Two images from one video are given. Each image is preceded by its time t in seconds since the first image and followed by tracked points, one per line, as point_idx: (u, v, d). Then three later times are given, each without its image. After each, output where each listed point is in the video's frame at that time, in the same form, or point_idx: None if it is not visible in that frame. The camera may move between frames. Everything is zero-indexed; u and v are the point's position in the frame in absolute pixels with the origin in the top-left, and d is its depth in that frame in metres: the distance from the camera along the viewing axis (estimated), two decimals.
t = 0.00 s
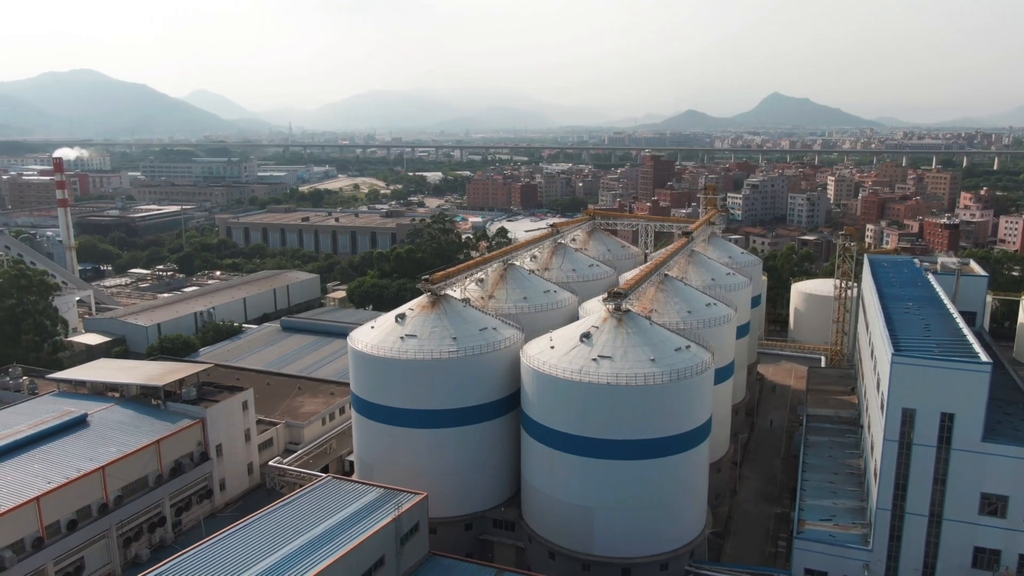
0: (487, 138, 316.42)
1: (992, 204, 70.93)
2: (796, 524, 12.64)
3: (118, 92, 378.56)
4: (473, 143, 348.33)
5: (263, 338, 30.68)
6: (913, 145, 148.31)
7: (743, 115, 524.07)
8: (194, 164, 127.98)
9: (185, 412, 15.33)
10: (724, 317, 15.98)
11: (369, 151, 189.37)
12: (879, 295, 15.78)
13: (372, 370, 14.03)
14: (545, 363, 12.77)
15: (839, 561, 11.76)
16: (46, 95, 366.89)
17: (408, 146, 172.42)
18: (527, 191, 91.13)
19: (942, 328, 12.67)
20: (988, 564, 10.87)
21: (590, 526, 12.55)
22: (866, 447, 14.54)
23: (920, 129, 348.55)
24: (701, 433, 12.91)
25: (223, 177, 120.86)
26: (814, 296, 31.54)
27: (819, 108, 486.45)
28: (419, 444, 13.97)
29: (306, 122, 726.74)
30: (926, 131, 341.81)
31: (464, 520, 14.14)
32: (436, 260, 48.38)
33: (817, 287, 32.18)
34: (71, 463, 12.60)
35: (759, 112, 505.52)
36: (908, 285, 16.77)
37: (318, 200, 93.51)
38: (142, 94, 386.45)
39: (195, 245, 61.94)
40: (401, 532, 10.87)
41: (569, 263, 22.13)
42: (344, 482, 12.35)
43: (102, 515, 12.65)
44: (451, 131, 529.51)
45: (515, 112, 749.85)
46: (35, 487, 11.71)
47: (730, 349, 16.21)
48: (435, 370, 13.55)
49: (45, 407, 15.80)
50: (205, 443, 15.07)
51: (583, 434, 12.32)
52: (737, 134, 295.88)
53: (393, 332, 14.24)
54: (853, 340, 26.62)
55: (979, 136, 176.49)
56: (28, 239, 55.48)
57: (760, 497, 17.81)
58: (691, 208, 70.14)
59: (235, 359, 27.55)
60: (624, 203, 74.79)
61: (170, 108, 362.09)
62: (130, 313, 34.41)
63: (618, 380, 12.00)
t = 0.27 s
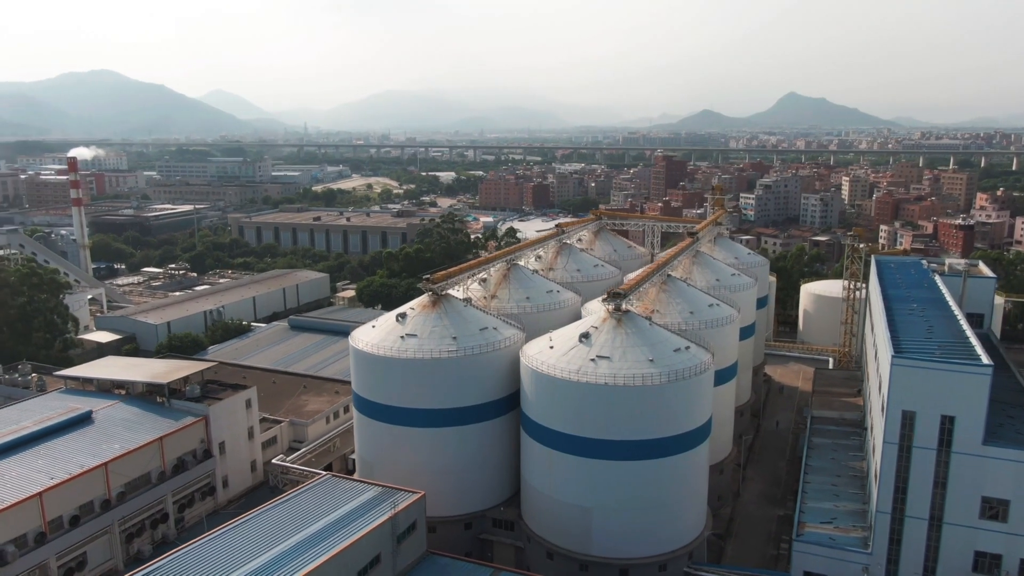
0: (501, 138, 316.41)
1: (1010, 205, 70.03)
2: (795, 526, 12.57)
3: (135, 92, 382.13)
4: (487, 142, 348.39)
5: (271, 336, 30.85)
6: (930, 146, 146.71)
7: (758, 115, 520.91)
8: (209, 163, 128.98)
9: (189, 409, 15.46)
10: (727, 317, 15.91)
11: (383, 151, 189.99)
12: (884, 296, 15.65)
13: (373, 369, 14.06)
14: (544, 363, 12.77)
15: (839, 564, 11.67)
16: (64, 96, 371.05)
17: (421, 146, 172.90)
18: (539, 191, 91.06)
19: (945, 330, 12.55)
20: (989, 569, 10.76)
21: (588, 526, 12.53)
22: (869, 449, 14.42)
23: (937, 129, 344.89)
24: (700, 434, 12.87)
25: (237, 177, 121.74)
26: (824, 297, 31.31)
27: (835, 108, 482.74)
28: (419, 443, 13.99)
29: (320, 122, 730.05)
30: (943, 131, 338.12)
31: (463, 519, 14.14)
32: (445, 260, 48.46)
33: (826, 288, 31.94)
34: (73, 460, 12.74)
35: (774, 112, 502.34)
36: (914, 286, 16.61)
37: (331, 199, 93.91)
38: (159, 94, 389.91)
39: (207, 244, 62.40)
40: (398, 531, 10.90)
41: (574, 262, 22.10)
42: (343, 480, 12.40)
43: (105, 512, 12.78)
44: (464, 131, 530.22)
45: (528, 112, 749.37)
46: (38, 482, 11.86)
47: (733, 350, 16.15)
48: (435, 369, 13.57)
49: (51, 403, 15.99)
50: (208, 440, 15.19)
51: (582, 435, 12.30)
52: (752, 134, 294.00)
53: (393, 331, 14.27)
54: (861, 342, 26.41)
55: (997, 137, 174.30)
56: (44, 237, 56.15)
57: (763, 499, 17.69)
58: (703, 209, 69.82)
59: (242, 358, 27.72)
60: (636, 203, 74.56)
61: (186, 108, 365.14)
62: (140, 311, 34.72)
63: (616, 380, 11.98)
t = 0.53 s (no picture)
0: (514, 138, 316.34)
1: None
2: (796, 528, 12.49)
3: (152, 92, 385.70)
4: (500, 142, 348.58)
5: (279, 335, 31.02)
6: (947, 146, 144.91)
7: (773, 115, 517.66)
8: (223, 163, 129.97)
9: (192, 407, 15.60)
10: (730, 318, 15.84)
11: (396, 151, 190.55)
12: (888, 297, 15.52)
13: (373, 368, 14.10)
14: (542, 363, 12.77)
15: (838, 567, 11.59)
16: (83, 96, 375.19)
17: (435, 146, 173.29)
18: (551, 191, 90.98)
19: (948, 332, 12.41)
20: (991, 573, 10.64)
21: (586, 526, 12.52)
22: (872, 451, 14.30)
23: (955, 129, 341.01)
24: (699, 435, 12.82)
25: (251, 176, 122.61)
26: (833, 299, 31.02)
27: (851, 108, 478.81)
28: (418, 442, 14.01)
29: (334, 122, 733.34)
30: (961, 132, 334.24)
31: (463, 518, 14.15)
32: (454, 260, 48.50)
33: (836, 289, 31.64)
34: (77, 456, 12.88)
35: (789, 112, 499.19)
36: (919, 288, 16.43)
37: (343, 199, 94.32)
38: (175, 94, 393.28)
39: (220, 244, 62.86)
40: (394, 529, 10.94)
41: (579, 262, 22.04)
42: (342, 478, 12.47)
43: (107, 507, 12.92)
44: (477, 131, 530.83)
45: (541, 112, 748.66)
46: (41, 478, 12.01)
47: (735, 351, 16.08)
48: (434, 368, 13.58)
49: (58, 400, 16.17)
50: (211, 438, 15.30)
51: (579, 435, 12.29)
52: (767, 134, 292.02)
53: (394, 330, 14.30)
54: (870, 343, 26.16)
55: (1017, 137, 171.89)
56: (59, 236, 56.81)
57: (767, 501, 17.56)
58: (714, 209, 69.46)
59: (250, 356, 27.89)
60: (648, 203, 74.25)
61: (201, 108, 368.05)
62: (151, 309, 35.02)
63: (613, 381, 11.96)
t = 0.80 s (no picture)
0: (528, 139, 316.23)
1: None
2: (795, 531, 12.42)
3: (169, 93, 389.33)
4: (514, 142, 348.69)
5: (287, 334, 31.18)
6: (965, 146, 143.08)
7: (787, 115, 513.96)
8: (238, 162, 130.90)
9: (196, 405, 15.73)
10: (732, 319, 15.77)
11: (409, 151, 191.09)
12: (892, 299, 15.39)
13: (373, 367, 14.14)
14: (541, 363, 12.78)
15: (837, 570, 11.51)
16: (101, 97, 379.41)
17: (448, 146, 173.60)
18: (563, 190, 90.86)
19: (950, 334, 12.29)
20: None
21: (583, 527, 12.50)
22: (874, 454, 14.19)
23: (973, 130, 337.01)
24: (698, 436, 12.78)
25: (265, 176, 123.43)
26: (842, 301, 30.75)
27: (867, 108, 474.58)
28: (417, 441, 14.03)
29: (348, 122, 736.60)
30: (979, 132, 330.28)
31: (462, 517, 14.15)
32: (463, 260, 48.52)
33: (845, 291, 31.36)
34: (80, 452, 13.04)
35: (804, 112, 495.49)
36: (925, 290, 16.29)
37: (356, 199, 94.70)
38: (192, 95, 396.71)
39: (231, 243, 63.30)
40: (391, 528, 10.98)
41: (583, 263, 22.00)
42: (341, 476, 12.53)
43: (110, 503, 13.06)
44: (490, 131, 531.36)
45: (555, 112, 747.89)
46: (44, 474, 12.16)
47: (737, 352, 16.01)
48: (433, 367, 13.60)
49: (65, 396, 16.39)
50: (214, 435, 15.42)
51: (577, 435, 12.28)
52: (783, 134, 289.95)
53: (394, 330, 14.34)
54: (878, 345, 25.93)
55: None
56: (74, 235, 57.46)
57: (770, 502, 17.44)
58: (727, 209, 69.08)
59: (257, 355, 28.05)
60: (659, 204, 73.99)
61: (217, 108, 370.74)
62: (162, 308, 35.33)
63: (611, 381, 11.94)
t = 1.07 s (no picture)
0: (542, 138, 315.87)
1: None
2: (794, 533, 12.34)
3: (186, 94, 392.58)
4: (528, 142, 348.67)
5: (295, 332, 31.35)
6: (984, 147, 141.22)
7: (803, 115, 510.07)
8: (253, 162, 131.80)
9: (200, 402, 15.86)
10: (735, 320, 15.70)
11: (423, 151, 191.44)
12: (896, 300, 15.28)
13: (373, 367, 14.17)
14: (539, 363, 12.78)
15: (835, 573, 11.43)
16: (119, 97, 383.24)
17: (461, 146, 173.88)
18: (575, 191, 90.71)
19: (953, 335, 12.19)
20: None
21: (580, 527, 12.50)
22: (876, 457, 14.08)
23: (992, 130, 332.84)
24: (697, 437, 12.74)
25: (280, 176, 124.21)
26: (851, 302, 30.50)
27: (883, 108, 470.18)
28: (417, 440, 14.05)
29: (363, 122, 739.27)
30: (997, 132, 326.21)
31: (461, 516, 14.17)
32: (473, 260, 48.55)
33: (855, 292, 31.11)
34: (84, 449, 13.19)
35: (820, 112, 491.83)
36: (930, 291, 16.16)
37: (368, 198, 95.04)
38: (208, 95, 399.73)
39: (243, 241, 63.69)
40: (387, 526, 11.03)
41: (588, 263, 21.94)
42: (340, 474, 12.59)
43: (113, 499, 13.21)
44: (503, 131, 531.58)
45: (568, 112, 746.65)
46: (48, 469, 12.32)
47: (740, 352, 15.96)
48: (433, 366, 13.62)
49: (72, 393, 16.57)
50: (217, 432, 15.56)
51: (574, 435, 12.28)
52: (799, 134, 287.69)
53: (395, 329, 14.39)
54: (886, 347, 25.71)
55: None
56: (88, 234, 57.98)
57: (773, 504, 17.32)
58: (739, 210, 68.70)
59: (264, 353, 28.23)
60: (672, 204, 73.68)
61: (233, 108, 373.36)
62: (172, 306, 35.64)
63: (608, 381, 11.92)
